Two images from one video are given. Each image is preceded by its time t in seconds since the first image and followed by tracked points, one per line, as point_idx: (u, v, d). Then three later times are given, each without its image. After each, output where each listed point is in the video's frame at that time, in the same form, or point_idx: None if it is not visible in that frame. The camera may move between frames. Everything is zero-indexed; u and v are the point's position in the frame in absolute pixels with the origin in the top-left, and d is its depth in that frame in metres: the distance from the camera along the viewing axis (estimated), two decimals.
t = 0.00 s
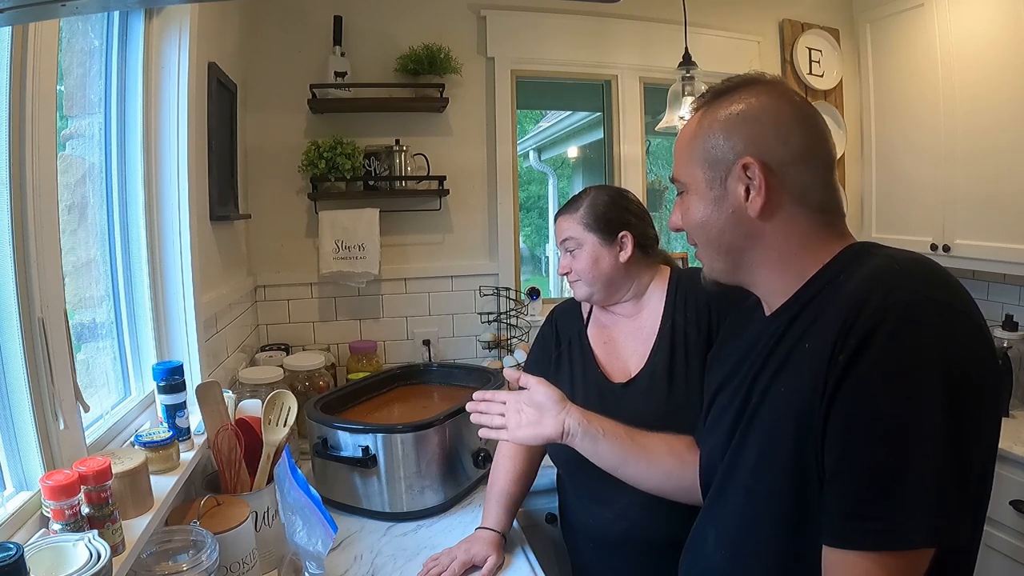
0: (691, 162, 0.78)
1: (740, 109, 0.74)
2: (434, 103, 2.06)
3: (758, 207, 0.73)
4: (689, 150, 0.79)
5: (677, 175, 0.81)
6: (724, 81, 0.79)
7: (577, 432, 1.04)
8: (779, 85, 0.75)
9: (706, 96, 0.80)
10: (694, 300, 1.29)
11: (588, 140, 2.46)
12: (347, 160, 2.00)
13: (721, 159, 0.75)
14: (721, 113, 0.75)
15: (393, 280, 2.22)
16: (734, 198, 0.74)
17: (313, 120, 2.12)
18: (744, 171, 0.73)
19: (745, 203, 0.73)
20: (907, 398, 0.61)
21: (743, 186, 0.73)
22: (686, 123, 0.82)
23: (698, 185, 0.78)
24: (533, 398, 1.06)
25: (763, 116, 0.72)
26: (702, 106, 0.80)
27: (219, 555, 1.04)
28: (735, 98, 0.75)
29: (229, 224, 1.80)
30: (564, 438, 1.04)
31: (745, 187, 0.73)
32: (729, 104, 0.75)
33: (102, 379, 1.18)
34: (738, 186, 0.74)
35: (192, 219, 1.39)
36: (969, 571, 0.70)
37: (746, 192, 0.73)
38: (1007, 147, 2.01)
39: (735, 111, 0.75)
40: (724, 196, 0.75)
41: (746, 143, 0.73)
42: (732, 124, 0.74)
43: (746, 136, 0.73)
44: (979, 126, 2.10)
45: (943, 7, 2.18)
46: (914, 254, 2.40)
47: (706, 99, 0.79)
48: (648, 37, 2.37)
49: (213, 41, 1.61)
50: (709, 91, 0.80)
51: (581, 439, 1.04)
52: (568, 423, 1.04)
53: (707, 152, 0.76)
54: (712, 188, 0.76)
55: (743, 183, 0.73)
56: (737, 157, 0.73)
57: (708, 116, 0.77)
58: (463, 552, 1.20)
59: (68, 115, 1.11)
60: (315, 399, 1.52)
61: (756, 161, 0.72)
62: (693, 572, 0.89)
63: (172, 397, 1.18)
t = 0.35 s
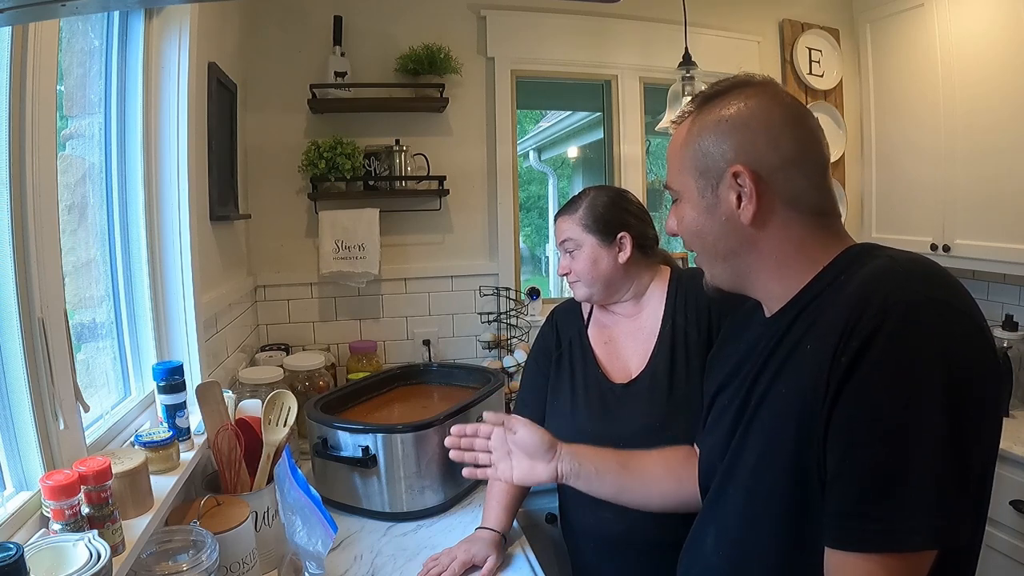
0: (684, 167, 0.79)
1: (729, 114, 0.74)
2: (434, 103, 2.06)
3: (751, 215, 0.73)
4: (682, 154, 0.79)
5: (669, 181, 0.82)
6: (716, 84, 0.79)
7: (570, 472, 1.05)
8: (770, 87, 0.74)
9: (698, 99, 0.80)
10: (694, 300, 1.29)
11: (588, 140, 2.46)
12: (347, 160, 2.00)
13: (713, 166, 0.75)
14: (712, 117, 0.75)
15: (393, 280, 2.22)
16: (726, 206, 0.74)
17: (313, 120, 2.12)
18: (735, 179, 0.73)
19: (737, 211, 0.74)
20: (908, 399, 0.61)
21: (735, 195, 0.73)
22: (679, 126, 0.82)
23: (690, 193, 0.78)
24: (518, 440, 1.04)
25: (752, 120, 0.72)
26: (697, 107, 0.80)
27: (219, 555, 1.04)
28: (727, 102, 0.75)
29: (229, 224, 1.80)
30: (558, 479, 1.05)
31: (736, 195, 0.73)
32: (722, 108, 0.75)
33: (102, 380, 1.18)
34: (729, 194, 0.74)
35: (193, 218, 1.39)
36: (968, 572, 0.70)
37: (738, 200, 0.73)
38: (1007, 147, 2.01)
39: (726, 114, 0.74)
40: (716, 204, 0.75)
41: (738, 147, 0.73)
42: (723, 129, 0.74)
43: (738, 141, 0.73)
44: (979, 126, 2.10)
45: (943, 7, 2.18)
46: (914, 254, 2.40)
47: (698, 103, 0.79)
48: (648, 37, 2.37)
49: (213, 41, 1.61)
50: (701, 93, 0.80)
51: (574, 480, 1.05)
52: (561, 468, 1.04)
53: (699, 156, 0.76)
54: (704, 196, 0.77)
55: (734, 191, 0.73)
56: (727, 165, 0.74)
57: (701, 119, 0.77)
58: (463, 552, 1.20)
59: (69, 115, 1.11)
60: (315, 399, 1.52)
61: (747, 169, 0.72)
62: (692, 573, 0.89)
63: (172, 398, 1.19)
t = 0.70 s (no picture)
0: (686, 159, 0.78)
1: (736, 108, 0.74)
2: (434, 103, 2.06)
3: (747, 215, 0.73)
4: (686, 146, 0.79)
5: (671, 169, 0.82)
6: (723, 77, 0.79)
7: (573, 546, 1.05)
8: (777, 84, 0.74)
9: (704, 92, 0.80)
10: (694, 300, 1.29)
11: (588, 140, 2.46)
12: (347, 160, 2.00)
13: (714, 161, 0.75)
14: (717, 111, 0.75)
15: (393, 280, 2.22)
16: (723, 203, 0.74)
17: (313, 120, 2.12)
18: (735, 178, 0.73)
19: (733, 209, 0.74)
20: (906, 399, 0.61)
21: (733, 193, 0.73)
22: (684, 119, 0.82)
23: (690, 183, 0.78)
24: None
25: (758, 116, 0.72)
26: (700, 105, 0.80)
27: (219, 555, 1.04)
28: (733, 97, 0.75)
29: (229, 224, 1.80)
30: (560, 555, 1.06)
31: (735, 193, 0.73)
32: (727, 102, 0.75)
33: (102, 380, 1.18)
34: (728, 192, 0.74)
35: (193, 218, 1.40)
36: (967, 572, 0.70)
37: (736, 199, 0.73)
38: (1007, 147, 2.01)
39: (732, 109, 0.74)
40: (714, 199, 0.75)
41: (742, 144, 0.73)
42: (728, 124, 0.74)
43: (742, 136, 0.73)
44: (979, 126, 2.10)
45: (943, 6, 2.18)
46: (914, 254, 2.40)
47: (704, 96, 0.79)
48: (648, 37, 2.37)
49: (213, 41, 1.61)
50: (708, 86, 0.80)
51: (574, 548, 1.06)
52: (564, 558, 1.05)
53: (702, 149, 0.76)
54: (703, 189, 0.76)
55: (733, 189, 0.73)
56: (728, 162, 0.73)
57: (705, 115, 0.77)
58: (463, 552, 1.19)
59: (69, 115, 1.11)
60: (315, 399, 1.52)
61: (747, 168, 0.72)
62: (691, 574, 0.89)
63: (172, 397, 1.19)
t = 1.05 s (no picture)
0: (695, 150, 0.79)
1: (746, 103, 0.73)
2: (434, 103, 2.06)
3: (755, 208, 0.73)
4: (696, 139, 0.79)
5: (679, 158, 0.82)
6: (735, 72, 0.79)
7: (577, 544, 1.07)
8: (791, 80, 0.74)
9: (715, 87, 0.79)
10: (695, 300, 1.29)
11: (588, 140, 2.46)
12: (347, 160, 2.00)
13: (725, 153, 0.75)
14: (727, 105, 0.75)
15: (393, 280, 2.22)
16: (732, 194, 0.75)
17: (313, 120, 2.12)
18: (746, 170, 0.73)
19: (742, 201, 0.74)
20: (908, 400, 0.61)
21: (742, 185, 0.73)
22: (693, 112, 0.81)
23: (700, 173, 0.78)
24: None
25: (770, 111, 0.72)
26: (705, 103, 0.80)
27: (219, 555, 1.04)
28: (742, 91, 0.75)
29: (229, 225, 1.80)
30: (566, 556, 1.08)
31: (744, 185, 0.73)
32: (737, 97, 0.75)
33: (102, 380, 1.18)
34: (737, 184, 0.74)
35: (193, 218, 1.39)
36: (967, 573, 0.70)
37: (745, 191, 0.73)
38: (1007, 147, 2.01)
39: (743, 102, 0.74)
40: (723, 189, 0.76)
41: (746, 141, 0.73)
42: (739, 117, 0.74)
43: (752, 131, 0.73)
44: (979, 126, 2.10)
45: (943, 6, 2.18)
46: (914, 254, 2.40)
47: (715, 90, 0.79)
48: (648, 37, 2.37)
49: (213, 41, 1.61)
50: (719, 81, 0.80)
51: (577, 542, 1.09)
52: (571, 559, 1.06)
53: (712, 141, 0.76)
54: (712, 179, 0.77)
55: (743, 181, 0.73)
56: (740, 154, 0.73)
57: (710, 113, 0.77)
58: (463, 552, 1.19)
59: (70, 115, 1.11)
60: (315, 399, 1.52)
61: (759, 161, 0.72)
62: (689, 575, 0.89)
63: (172, 397, 1.18)
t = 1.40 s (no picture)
0: (692, 153, 0.79)
1: (743, 104, 0.74)
2: (434, 103, 2.06)
3: (753, 209, 0.73)
4: (692, 141, 0.79)
5: (677, 162, 0.82)
6: (731, 73, 0.79)
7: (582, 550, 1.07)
8: (787, 80, 0.74)
9: (712, 88, 0.80)
10: (695, 300, 1.29)
11: (588, 140, 2.46)
12: (347, 160, 2.01)
13: (722, 154, 0.75)
14: (724, 106, 0.75)
15: (393, 280, 2.22)
16: (730, 196, 0.75)
17: (313, 120, 2.12)
18: (742, 171, 0.73)
19: (739, 203, 0.74)
20: (908, 400, 0.61)
21: (739, 186, 0.73)
22: (690, 114, 0.82)
23: (697, 176, 0.78)
24: None
25: (766, 111, 0.72)
26: (701, 106, 0.80)
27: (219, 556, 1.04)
28: (739, 93, 0.75)
29: (229, 225, 1.80)
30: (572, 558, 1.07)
31: (741, 186, 0.73)
32: (734, 98, 0.75)
33: (102, 380, 1.18)
34: (734, 185, 0.74)
35: (193, 219, 1.39)
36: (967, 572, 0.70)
37: (742, 192, 0.73)
38: (1007, 147, 2.01)
39: (740, 103, 0.74)
40: (720, 191, 0.76)
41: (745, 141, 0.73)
42: (735, 118, 0.74)
43: (749, 132, 0.73)
44: (979, 126, 2.10)
45: (943, 6, 2.18)
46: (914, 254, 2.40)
47: (712, 91, 0.79)
48: (648, 37, 2.37)
49: (213, 41, 1.61)
50: (715, 82, 0.80)
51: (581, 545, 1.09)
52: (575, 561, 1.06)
53: (709, 143, 0.76)
54: (709, 181, 0.77)
55: (740, 182, 0.73)
56: (737, 155, 0.73)
57: (707, 114, 0.77)
58: (463, 552, 1.19)
59: (70, 115, 1.11)
60: (315, 399, 1.52)
61: (755, 161, 0.72)
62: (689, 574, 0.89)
63: (173, 397, 1.19)
